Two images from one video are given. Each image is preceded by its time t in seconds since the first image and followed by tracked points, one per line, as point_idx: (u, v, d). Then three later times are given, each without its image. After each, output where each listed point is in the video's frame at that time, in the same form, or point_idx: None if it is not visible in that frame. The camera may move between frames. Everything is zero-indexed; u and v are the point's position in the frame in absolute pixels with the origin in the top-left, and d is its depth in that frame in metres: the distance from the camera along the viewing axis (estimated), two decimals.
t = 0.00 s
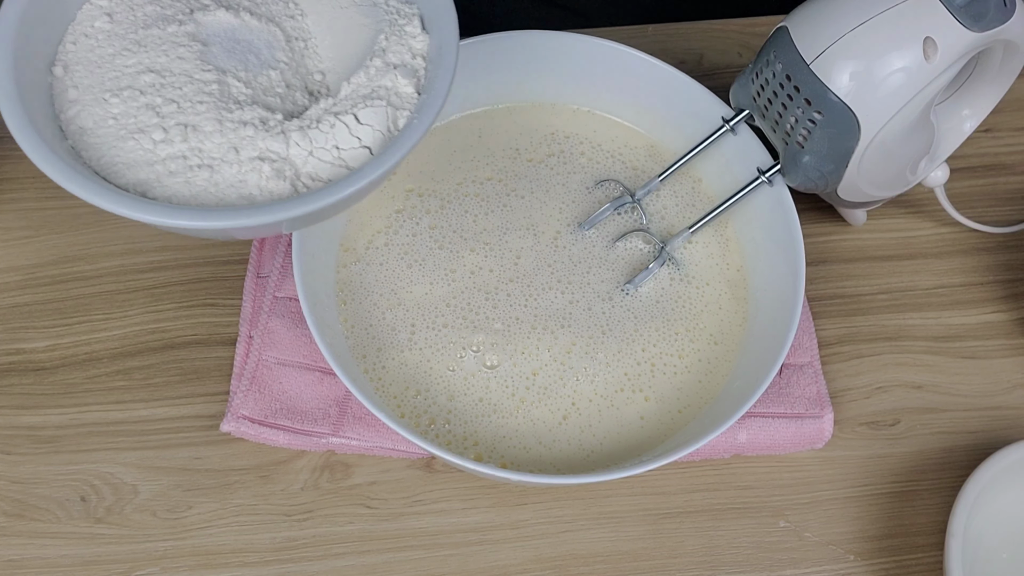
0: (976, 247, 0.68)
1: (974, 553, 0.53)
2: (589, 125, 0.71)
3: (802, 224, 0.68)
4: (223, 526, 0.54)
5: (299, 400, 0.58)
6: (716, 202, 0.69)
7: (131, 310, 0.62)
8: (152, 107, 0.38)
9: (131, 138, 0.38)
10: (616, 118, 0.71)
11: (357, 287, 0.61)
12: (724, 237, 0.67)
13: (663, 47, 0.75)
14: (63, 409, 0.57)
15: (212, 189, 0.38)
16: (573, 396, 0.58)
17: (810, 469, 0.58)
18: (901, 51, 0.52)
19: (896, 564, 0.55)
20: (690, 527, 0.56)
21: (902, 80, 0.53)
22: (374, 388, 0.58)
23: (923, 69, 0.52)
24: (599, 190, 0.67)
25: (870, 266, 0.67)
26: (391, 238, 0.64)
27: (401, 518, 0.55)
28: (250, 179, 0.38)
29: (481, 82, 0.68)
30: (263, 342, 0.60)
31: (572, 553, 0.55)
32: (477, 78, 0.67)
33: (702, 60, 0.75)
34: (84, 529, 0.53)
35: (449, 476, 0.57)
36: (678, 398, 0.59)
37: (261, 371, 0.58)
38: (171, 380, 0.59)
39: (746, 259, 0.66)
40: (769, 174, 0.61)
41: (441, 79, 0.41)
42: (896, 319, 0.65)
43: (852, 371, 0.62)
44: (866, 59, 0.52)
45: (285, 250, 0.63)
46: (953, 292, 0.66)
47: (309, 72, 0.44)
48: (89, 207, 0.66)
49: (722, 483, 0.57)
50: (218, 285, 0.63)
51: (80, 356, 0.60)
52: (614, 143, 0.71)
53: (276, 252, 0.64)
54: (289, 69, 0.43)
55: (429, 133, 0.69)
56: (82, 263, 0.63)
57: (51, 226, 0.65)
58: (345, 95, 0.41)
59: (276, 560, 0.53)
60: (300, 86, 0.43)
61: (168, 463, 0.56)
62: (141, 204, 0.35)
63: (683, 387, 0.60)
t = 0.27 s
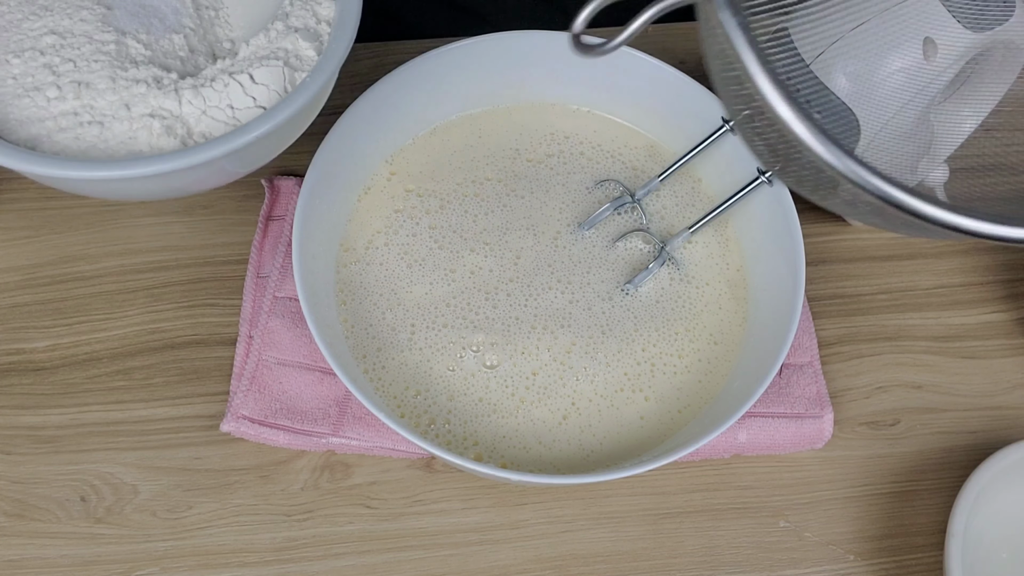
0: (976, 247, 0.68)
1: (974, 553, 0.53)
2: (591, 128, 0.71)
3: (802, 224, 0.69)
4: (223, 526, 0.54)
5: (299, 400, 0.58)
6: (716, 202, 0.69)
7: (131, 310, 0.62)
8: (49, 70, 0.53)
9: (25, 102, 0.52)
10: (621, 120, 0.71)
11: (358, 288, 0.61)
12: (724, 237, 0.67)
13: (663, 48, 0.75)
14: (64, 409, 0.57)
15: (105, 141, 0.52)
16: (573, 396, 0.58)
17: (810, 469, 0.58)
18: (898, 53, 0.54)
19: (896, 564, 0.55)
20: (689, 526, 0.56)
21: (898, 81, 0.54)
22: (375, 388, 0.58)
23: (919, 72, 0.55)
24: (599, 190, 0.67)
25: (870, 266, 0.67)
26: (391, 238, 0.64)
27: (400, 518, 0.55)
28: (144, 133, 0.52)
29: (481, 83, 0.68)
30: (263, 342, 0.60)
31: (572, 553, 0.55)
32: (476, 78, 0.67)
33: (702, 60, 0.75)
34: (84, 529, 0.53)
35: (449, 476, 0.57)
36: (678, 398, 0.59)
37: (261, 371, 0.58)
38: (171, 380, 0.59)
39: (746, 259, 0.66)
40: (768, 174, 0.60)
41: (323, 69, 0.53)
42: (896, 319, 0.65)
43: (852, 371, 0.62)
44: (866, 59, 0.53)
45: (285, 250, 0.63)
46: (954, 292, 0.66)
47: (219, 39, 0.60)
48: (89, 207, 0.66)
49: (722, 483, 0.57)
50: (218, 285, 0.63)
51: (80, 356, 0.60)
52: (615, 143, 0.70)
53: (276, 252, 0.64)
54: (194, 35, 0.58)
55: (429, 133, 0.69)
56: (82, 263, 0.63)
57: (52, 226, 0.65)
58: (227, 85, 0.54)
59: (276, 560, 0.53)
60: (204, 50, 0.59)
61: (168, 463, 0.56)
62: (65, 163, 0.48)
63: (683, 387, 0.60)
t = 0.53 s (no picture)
0: (975, 247, 0.68)
1: (974, 553, 0.53)
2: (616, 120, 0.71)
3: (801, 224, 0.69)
4: (223, 526, 0.54)
5: (300, 400, 0.58)
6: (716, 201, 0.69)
7: (131, 310, 0.62)
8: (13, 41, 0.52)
9: None
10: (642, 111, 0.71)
11: (358, 287, 0.61)
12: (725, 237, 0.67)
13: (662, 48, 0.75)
14: (63, 409, 0.57)
15: (69, 109, 0.51)
16: (573, 396, 0.58)
17: (810, 469, 0.58)
18: (900, 52, 0.52)
19: (896, 564, 0.55)
20: (690, 527, 0.56)
21: (901, 80, 0.53)
22: (375, 388, 0.58)
23: (923, 68, 0.52)
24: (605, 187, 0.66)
25: (869, 266, 0.67)
26: (391, 238, 0.64)
27: (400, 518, 0.55)
28: (112, 105, 0.52)
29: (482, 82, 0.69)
30: (264, 342, 0.60)
31: (572, 553, 0.54)
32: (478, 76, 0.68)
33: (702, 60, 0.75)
34: (84, 529, 0.53)
35: (449, 475, 0.57)
36: (678, 398, 0.59)
37: (261, 370, 0.59)
38: (171, 380, 0.59)
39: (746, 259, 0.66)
40: (768, 173, 0.63)
41: (312, 57, 0.53)
42: (896, 319, 0.65)
43: (851, 371, 0.62)
44: (866, 59, 0.53)
45: (285, 250, 0.64)
46: (953, 292, 0.66)
47: (194, 20, 0.60)
48: (89, 207, 0.66)
49: (722, 484, 0.57)
50: (218, 285, 0.63)
51: (80, 356, 0.60)
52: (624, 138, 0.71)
53: (276, 252, 0.64)
54: (167, 12, 0.58)
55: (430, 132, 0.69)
56: (81, 263, 0.63)
57: (51, 226, 0.65)
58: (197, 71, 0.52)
59: (277, 560, 0.53)
60: (179, 28, 0.59)
61: (168, 463, 0.56)
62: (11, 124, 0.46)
63: (683, 387, 0.60)
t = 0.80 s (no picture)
0: (976, 247, 0.68)
1: (976, 554, 0.52)
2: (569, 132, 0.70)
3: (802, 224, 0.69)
4: (223, 526, 0.54)
5: (299, 400, 0.58)
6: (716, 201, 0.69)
7: (130, 310, 0.62)
8: None
9: (76, 16, 0.33)
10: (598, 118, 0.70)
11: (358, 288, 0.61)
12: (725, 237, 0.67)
13: (662, 47, 0.75)
14: (62, 410, 0.57)
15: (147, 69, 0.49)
16: (573, 396, 0.58)
17: (811, 469, 0.58)
18: (902, 51, 0.52)
19: (897, 565, 0.55)
20: (691, 527, 0.56)
21: (902, 80, 0.52)
22: (374, 388, 0.57)
23: (924, 68, 0.52)
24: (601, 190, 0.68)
25: (870, 266, 0.67)
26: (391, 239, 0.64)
27: (400, 518, 0.55)
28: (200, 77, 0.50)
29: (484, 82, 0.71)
30: (263, 342, 0.60)
31: (572, 554, 0.54)
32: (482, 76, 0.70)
33: (702, 60, 0.74)
34: (83, 530, 0.53)
35: (449, 476, 0.57)
36: (679, 398, 0.59)
37: (261, 370, 0.58)
38: (170, 381, 0.59)
39: (746, 259, 0.66)
40: (769, 174, 0.60)
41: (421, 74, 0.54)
42: (897, 319, 0.65)
43: (852, 371, 0.62)
44: (866, 59, 0.53)
45: (285, 250, 0.64)
46: (954, 292, 0.66)
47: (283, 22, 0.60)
48: (88, 206, 0.66)
49: (722, 484, 0.57)
50: (218, 285, 0.63)
51: (79, 357, 0.59)
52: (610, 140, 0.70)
53: (276, 252, 0.64)
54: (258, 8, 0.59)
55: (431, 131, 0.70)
56: (80, 263, 0.63)
57: (51, 226, 0.65)
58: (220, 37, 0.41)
59: (276, 561, 0.53)
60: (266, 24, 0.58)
61: (167, 463, 0.56)
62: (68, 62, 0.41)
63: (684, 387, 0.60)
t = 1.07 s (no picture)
0: (976, 247, 0.68)
1: (975, 555, 0.52)
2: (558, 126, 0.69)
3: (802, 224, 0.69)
4: (223, 526, 0.54)
5: (299, 400, 0.58)
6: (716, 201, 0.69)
7: (130, 310, 0.62)
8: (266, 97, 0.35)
9: (243, 115, 0.34)
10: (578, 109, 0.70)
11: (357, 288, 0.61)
12: (725, 237, 0.67)
13: (663, 47, 0.75)
14: (62, 410, 0.57)
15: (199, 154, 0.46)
16: (573, 396, 0.58)
17: (811, 469, 0.58)
18: (902, 51, 0.52)
19: (897, 565, 0.55)
20: (691, 527, 0.56)
21: (902, 80, 0.52)
22: (374, 388, 0.57)
23: (924, 68, 0.52)
24: (600, 189, 0.67)
25: (870, 266, 0.67)
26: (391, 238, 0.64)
27: (400, 519, 0.55)
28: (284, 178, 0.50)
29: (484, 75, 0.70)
30: (263, 342, 0.60)
31: (572, 554, 0.54)
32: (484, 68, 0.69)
33: (702, 60, 0.75)
34: (83, 530, 0.53)
35: (449, 476, 0.57)
36: (679, 398, 0.59)
37: (261, 370, 0.58)
38: (170, 381, 0.59)
39: (746, 259, 0.66)
40: (769, 174, 0.60)
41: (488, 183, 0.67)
42: (897, 319, 0.65)
43: (852, 371, 0.62)
44: (866, 59, 0.53)
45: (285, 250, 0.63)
46: (954, 292, 0.66)
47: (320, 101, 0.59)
48: (88, 206, 0.66)
49: (722, 484, 0.57)
50: (218, 285, 0.63)
51: (79, 357, 0.59)
52: (600, 133, 0.69)
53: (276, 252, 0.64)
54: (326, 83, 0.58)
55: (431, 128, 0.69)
56: (80, 263, 0.63)
57: (51, 226, 0.65)
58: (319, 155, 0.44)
59: (277, 561, 0.53)
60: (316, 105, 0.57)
61: (167, 463, 0.56)
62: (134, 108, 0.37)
63: (684, 387, 0.60)
